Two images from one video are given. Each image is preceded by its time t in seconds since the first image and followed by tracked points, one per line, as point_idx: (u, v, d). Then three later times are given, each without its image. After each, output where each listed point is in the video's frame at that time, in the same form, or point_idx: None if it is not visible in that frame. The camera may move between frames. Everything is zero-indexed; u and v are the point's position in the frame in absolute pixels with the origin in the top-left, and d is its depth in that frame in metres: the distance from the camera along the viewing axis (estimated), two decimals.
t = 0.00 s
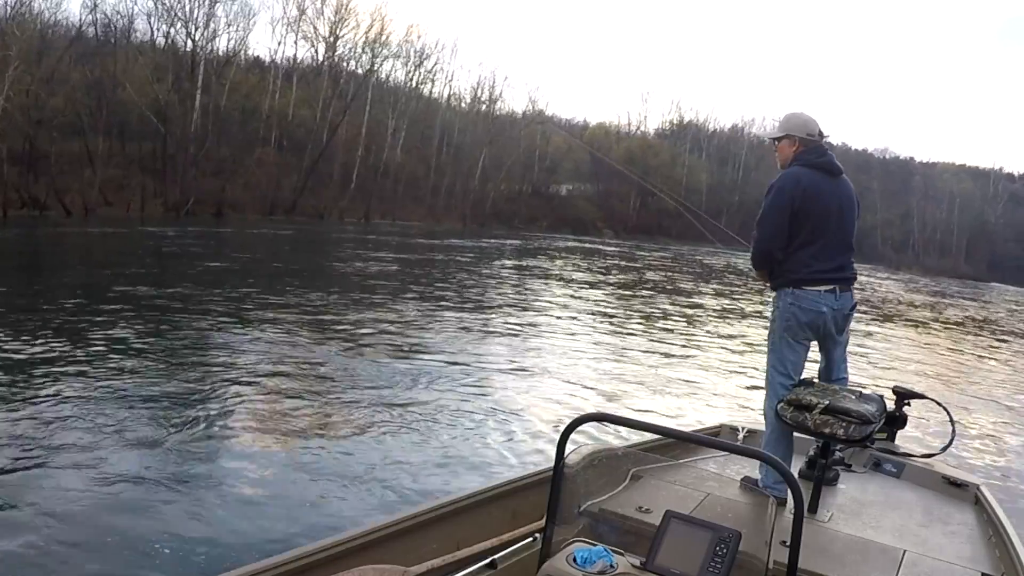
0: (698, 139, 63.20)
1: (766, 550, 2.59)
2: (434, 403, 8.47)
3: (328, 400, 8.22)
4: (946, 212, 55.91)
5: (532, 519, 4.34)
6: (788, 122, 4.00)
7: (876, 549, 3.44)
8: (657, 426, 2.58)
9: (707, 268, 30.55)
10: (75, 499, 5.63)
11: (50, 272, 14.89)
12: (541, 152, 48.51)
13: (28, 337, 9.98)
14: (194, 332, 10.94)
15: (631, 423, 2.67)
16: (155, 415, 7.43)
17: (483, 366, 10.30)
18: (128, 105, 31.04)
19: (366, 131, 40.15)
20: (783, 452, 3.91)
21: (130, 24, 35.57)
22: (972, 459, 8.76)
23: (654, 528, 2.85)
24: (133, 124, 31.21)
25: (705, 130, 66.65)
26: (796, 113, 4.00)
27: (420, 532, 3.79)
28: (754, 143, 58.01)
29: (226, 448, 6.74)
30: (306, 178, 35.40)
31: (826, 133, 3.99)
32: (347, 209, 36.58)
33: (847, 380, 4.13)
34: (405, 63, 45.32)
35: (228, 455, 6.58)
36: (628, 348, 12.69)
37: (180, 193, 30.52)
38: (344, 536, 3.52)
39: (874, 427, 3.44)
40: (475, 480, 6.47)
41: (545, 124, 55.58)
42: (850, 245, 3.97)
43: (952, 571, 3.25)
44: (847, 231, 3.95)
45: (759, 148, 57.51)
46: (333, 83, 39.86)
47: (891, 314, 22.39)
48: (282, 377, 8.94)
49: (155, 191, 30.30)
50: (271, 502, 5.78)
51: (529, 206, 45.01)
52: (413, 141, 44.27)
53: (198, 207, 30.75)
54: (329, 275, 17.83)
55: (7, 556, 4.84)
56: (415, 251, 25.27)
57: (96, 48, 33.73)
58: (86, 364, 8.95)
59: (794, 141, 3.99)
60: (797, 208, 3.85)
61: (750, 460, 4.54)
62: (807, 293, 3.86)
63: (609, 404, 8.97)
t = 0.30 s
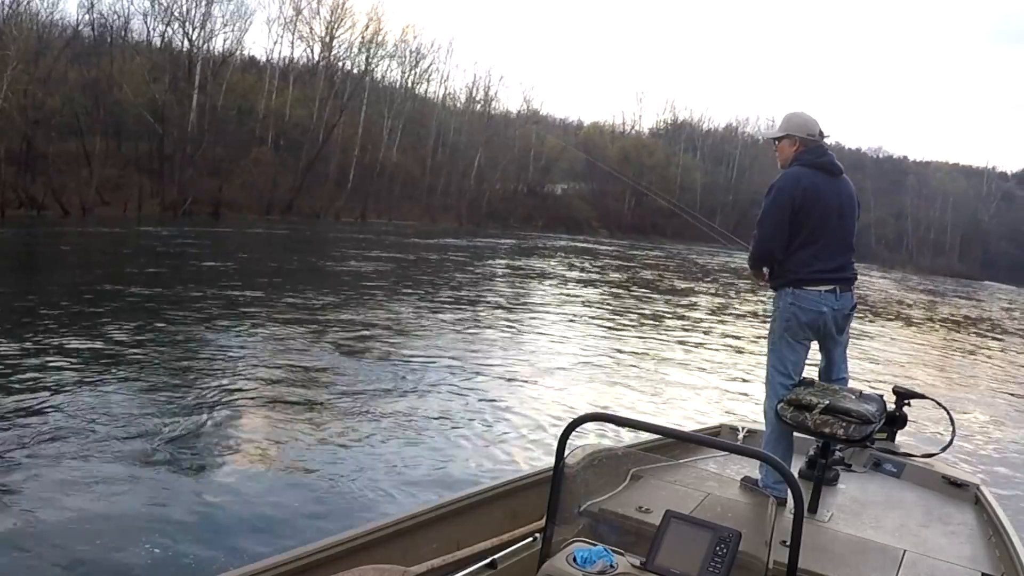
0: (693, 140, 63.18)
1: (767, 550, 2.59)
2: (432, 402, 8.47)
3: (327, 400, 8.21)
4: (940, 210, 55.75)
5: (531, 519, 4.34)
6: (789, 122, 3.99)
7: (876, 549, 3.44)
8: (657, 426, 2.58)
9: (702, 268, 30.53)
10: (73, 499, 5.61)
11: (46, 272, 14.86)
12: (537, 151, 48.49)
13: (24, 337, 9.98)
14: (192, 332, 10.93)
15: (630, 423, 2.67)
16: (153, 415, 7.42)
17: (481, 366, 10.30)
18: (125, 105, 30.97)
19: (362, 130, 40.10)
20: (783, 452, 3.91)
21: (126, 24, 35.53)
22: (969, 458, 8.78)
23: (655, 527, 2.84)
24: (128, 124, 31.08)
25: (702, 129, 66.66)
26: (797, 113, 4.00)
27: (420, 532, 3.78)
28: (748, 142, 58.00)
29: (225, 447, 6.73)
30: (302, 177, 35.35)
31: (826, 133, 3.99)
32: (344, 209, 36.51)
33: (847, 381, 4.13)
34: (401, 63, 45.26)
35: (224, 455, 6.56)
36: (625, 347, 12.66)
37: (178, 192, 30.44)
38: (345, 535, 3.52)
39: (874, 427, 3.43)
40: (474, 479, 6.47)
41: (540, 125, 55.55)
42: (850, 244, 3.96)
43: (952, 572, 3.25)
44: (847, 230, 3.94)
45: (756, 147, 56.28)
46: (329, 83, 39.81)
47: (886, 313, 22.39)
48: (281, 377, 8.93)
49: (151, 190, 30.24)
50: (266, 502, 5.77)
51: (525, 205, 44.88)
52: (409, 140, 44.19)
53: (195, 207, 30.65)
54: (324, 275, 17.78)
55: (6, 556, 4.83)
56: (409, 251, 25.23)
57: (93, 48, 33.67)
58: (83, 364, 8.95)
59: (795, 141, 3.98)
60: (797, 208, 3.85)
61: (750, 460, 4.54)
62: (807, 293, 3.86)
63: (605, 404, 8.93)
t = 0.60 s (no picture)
0: (689, 139, 63.19)
1: (767, 550, 2.59)
2: (429, 402, 8.47)
3: (325, 400, 8.23)
4: (933, 210, 55.72)
5: (532, 519, 4.36)
6: (790, 122, 4.00)
7: (876, 549, 3.44)
8: (657, 425, 2.58)
9: (697, 268, 30.56)
10: (71, 501, 5.59)
11: (43, 273, 14.84)
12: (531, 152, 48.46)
13: (22, 338, 9.99)
14: (190, 333, 10.93)
15: (631, 423, 2.67)
16: (150, 416, 7.42)
17: (478, 366, 10.33)
18: (122, 106, 30.94)
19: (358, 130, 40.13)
20: (783, 451, 3.91)
21: (123, 25, 35.53)
22: (964, 456, 8.81)
23: (655, 527, 2.84)
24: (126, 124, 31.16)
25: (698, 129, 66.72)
26: (797, 113, 4.00)
27: (419, 532, 3.78)
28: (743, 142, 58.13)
29: (223, 448, 6.73)
30: (298, 177, 35.36)
31: (827, 133, 3.99)
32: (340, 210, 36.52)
33: (847, 380, 4.14)
34: (396, 64, 45.23)
35: (223, 456, 6.55)
36: (621, 347, 12.66)
37: (175, 192, 30.42)
38: (344, 534, 3.52)
39: (873, 427, 3.44)
40: (471, 480, 6.48)
41: (535, 126, 55.59)
42: (850, 245, 3.96)
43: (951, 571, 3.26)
44: (847, 230, 3.95)
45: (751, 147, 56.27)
46: (325, 84, 39.83)
47: (880, 312, 22.47)
48: (278, 378, 8.95)
49: (148, 191, 30.22)
50: (263, 503, 5.76)
51: (519, 206, 44.93)
52: (404, 141, 44.19)
53: (192, 207, 30.63)
54: (319, 275, 17.77)
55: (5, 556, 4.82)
56: (403, 251, 25.24)
57: (89, 49, 33.64)
58: (81, 365, 8.96)
59: (796, 141, 3.99)
60: (799, 208, 3.85)
61: (750, 460, 4.54)
62: (806, 293, 3.87)
63: (603, 405, 8.93)
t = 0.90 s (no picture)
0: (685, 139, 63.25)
1: (766, 549, 2.59)
2: (428, 402, 8.47)
3: (323, 401, 8.22)
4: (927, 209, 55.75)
5: (532, 519, 4.36)
6: (789, 123, 4.00)
7: (877, 549, 3.44)
8: (656, 426, 2.58)
9: (692, 267, 30.57)
10: (70, 500, 5.59)
11: (41, 273, 14.87)
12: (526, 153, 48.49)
13: (20, 337, 10.01)
14: (188, 334, 10.93)
15: (630, 424, 2.67)
16: (148, 415, 7.43)
17: (476, 365, 10.33)
18: (120, 107, 30.90)
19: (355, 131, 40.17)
20: (783, 451, 3.91)
21: (119, 25, 35.51)
22: (961, 456, 8.83)
23: (655, 528, 2.83)
24: (122, 124, 31.09)
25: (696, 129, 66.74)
26: (797, 114, 4.01)
27: (419, 533, 3.78)
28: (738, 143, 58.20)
29: (222, 449, 6.72)
30: (295, 178, 35.41)
31: (827, 133, 3.99)
32: (337, 211, 36.61)
33: (847, 380, 4.14)
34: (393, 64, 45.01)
35: (222, 456, 6.56)
36: (618, 347, 12.65)
37: (173, 193, 30.50)
38: (345, 535, 3.51)
39: (873, 427, 3.44)
40: (470, 479, 6.49)
41: (531, 126, 55.57)
42: (850, 245, 3.97)
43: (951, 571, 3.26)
44: (847, 231, 3.95)
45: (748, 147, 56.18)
46: (321, 84, 39.87)
47: (876, 311, 22.50)
48: (276, 378, 8.94)
49: (146, 192, 30.26)
50: (262, 503, 5.76)
51: (515, 206, 45.01)
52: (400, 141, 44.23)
53: (190, 208, 30.68)
54: (314, 275, 17.75)
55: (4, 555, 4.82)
56: (398, 251, 25.24)
57: (86, 49, 33.66)
58: (78, 365, 8.98)
59: (795, 141, 3.99)
60: (798, 208, 3.85)
61: (750, 460, 4.54)
62: (807, 293, 3.86)
63: (601, 405, 8.93)
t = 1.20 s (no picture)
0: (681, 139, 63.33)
1: (767, 550, 2.59)
2: (426, 402, 8.47)
3: (322, 401, 8.21)
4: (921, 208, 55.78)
5: (531, 518, 4.35)
6: (790, 122, 4.00)
7: (877, 549, 3.44)
8: (656, 425, 2.58)
9: (686, 266, 30.60)
10: (68, 501, 5.58)
11: (37, 273, 14.87)
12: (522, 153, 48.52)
13: (16, 338, 10.02)
14: (185, 334, 10.91)
15: (629, 423, 2.66)
16: (145, 416, 7.43)
17: (474, 365, 10.34)
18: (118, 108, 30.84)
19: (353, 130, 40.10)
20: (784, 451, 3.91)
21: (116, 25, 35.46)
22: (958, 454, 8.83)
23: (655, 527, 2.83)
24: (120, 123, 30.91)
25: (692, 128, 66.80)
26: (798, 113, 4.00)
27: (418, 533, 3.77)
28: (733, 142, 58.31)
29: (220, 449, 6.71)
30: (291, 178, 35.44)
31: (827, 133, 3.99)
32: (334, 210, 36.70)
33: (848, 380, 4.14)
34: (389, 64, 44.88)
35: (218, 456, 6.55)
36: (615, 347, 12.64)
37: (171, 193, 30.52)
38: (344, 535, 3.51)
39: (874, 427, 3.43)
40: (468, 479, 6.48)
41: (528, 125, 55.58)
42: (850, 246, 3.96)
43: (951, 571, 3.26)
44: (848, 230, 3.95)
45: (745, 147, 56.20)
46: (318, 85, 39.91)
47: (872, 310, 22.54)
48: (273, 378, 8.93)
49: (144, 192, 30.27)
50: (260, 504, 5.75)
51: (512, 206, 45.08)
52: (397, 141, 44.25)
53: (187, 208, 30.77)
54: (309, 275, 17.75)
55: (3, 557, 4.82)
56: (394, 250, 25.24)
57: (83, 49, 33.62)
58: (73, 365, 8.98)
59: (796, 141, 3.99)
60: (798, 208, 3.85)
61: (750, 460, 4.54)
62: (807, 293, 3.86)
63: (599, 404, 8.92)
